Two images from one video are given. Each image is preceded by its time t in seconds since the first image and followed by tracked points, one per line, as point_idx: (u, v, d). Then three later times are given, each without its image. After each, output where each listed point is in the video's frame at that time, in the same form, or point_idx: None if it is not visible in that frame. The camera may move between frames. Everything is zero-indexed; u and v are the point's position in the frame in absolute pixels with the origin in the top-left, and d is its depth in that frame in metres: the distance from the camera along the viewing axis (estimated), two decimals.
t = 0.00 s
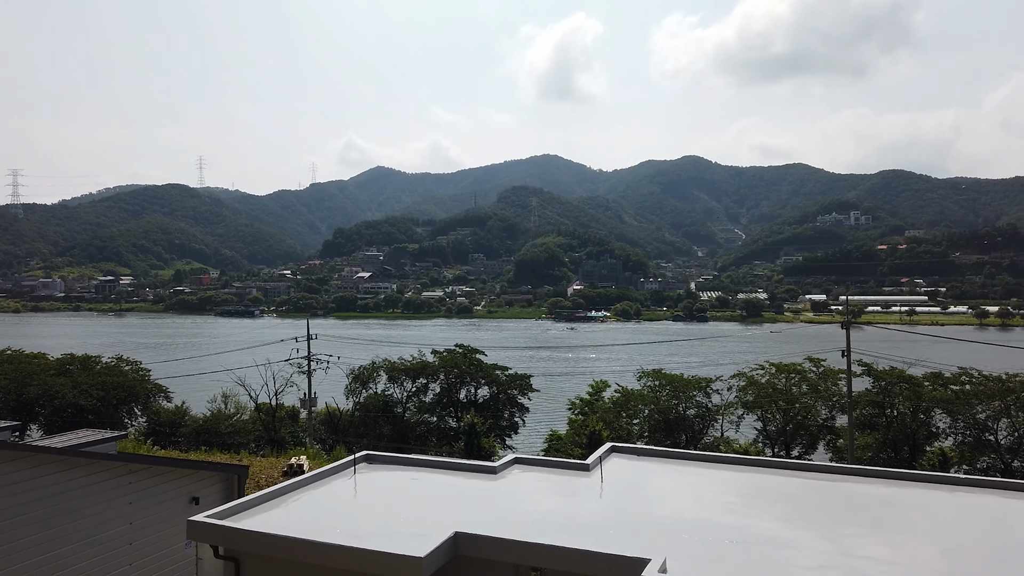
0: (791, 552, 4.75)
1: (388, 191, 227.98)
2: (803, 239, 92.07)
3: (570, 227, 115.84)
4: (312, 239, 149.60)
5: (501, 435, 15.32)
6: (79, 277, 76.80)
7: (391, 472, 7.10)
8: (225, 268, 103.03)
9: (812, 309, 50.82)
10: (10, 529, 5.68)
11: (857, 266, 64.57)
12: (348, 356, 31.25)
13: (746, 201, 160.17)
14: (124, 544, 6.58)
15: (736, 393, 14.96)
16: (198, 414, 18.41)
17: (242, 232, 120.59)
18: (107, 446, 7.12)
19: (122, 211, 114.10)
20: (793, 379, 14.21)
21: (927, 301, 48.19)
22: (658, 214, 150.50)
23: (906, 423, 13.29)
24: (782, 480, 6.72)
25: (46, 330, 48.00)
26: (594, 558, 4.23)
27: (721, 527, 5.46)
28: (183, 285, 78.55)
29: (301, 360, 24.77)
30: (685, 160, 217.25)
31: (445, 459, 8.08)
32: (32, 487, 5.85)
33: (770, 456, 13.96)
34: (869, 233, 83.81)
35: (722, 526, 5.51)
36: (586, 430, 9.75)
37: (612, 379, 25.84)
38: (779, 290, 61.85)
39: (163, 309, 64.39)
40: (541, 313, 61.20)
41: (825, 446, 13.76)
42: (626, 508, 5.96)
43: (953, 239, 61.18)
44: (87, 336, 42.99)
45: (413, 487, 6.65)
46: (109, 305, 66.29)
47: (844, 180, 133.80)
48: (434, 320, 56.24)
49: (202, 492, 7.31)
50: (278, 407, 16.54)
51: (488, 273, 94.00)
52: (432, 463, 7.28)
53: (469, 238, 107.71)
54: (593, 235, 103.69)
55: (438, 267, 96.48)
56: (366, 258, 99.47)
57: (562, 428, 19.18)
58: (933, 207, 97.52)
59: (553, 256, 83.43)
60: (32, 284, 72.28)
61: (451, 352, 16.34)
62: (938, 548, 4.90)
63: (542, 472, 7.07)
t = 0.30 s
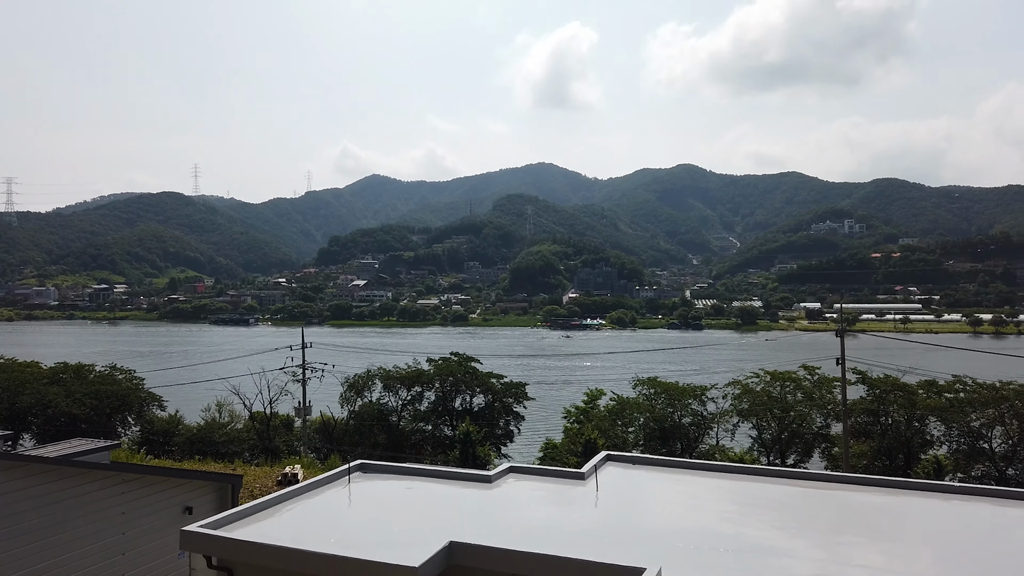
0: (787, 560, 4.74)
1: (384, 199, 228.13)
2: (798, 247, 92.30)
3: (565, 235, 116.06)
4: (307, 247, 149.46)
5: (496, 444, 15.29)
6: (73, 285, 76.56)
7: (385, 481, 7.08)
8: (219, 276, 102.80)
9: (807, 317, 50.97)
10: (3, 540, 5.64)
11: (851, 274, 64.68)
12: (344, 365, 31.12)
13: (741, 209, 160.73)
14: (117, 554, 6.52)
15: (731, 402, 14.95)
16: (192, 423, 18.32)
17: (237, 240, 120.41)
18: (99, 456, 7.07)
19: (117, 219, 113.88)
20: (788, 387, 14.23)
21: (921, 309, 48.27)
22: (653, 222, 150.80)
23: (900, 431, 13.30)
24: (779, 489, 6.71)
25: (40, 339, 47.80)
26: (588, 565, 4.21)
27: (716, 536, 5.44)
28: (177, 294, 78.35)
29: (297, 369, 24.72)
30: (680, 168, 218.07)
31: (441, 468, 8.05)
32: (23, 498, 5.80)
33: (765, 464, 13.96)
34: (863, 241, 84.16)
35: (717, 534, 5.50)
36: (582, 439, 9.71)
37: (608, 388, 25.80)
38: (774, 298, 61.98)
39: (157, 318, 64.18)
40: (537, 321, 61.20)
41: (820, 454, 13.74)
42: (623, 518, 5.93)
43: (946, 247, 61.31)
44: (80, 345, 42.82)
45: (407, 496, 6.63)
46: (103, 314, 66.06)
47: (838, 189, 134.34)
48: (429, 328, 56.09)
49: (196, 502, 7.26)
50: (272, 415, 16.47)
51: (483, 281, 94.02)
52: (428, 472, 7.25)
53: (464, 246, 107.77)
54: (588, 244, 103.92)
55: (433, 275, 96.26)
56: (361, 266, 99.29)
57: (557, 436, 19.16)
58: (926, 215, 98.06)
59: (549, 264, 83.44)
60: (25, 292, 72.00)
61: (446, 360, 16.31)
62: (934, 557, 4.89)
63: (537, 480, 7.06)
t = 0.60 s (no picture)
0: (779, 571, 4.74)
1: (377, 208, 228.10)
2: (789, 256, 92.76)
3: (558, 244, 116.30)
4: (300, 257, 149.12)
5: (489, 453, 15.24)
6: (64, 295, 76.14)
7: (377, 492, 7.05)
8: (212, 285, 102.38)
9: (799, 326, 51.14)
10: None
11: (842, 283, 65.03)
12: (336, 374, 31.04)
13: (733, 218, 161.51)
14: (106, 566, 6.44)
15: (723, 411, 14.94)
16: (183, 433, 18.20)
17: (229, 249, 120.03)
18: (89, 467, 7.01)
19: (108, 229, 113.38)
20: (780, 397, 14.23)
21: (912, 318, 48.55)
22: (646, 232, 151.35)
23: (892, 440, 13.30)
24: (771, 499, 6.70)
25: (29, 349, 47.44)
26: None
27: (709, 546, 5.44)
28: (169, 303, 77.99)
29: (288, 378, 24.66)
30: (672, 178, 219.12)
31: (433, 478, 8.02)
32: (12, 511, 5.75)
33: (758, 474, 13.96)
34: (854, 250, 84.63)
35: (709, 544, 5.48)
36: (575, 448, 9.70)
37: (600, 397, 25.76)
38: (766, 307, 62.19)
39: (148, 327, 63.82)
40: (529, 330, 61.16)
41: (813, 463, 13.74)
42: (615, 528, 5.90)
43: (937, 257, 61.82)
44: (69, 355, 42.50)
45: (399, 507, 6.60)
46: (94, 324, 65.67)
47: (829, 199, 135.30)
48: (421, 338, 56.04)
49: (186, 514, 7.20)
50: (264, 426, 16.36)
51: (476, 291, 94.00)
52: (420, 483, 7.23)
53: (457, 255, 107.75)
54: (581, 253, 104.15)
55: (426, 284, 96.20)
56: (354, 275, 99.21)
57: (550, 446, 19.12)
58: (916, 224, 98.76)
59: (541, 274, 83.55)
60: (15, 302, 71.52)
61: (439, 370, 16.26)
62: (923, 566, 4.90)
63: (529, 491, 7.03)
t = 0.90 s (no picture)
0: None
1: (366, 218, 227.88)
2: (776, 266, 93.53)
3: (546, 255, 116.50)
4: (287, 268, 148.55)
5: (477, 465, 15.18)
6: (47, 306, 75.28)
7: (364, 505, 7.00)
8: (198, 296, 101.71)
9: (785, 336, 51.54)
10: None
11: (828, 293, 65.45)
12: (323, 386, 30.84)
13: (720, 228, 162.69)
14: None
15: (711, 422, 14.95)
16: (169, 446, 18.03)
17: (216, 260, 119.36)
18: (69, 481, 6.88)
19: (93, 239, 112.36)
20: (767, 408, 14.26)
21: (897, 328, 48.93)
22: (634, 243, 151.95)
23: (878, 450, 13.33)
24: (759, 509, 6.70)
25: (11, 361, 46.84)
26: None
27: (696, 557, 5.43)
28: (154, 314, 77.34)
29: (275, 390, 24.49)
30: (660, 189, 220.46)
31: (420, 490, 7.97)
32: None
33: (746, 484, 13.95)
34: (840, 261, 85.38)
35: (697, 555, 5.48)
36: (563, 460, 9.66)
37: (589, 408, 25.73)
38: (753, 317, 62.52)
39: (133, 339, 63.24)
40: (518, 341, 61.09)
41: (800, 474, 13.75)
42: (603, 540, 5.87)
43: (920, 267, 62.48)
44: (51, 368, 41.94)
45: (385, 520, 6.54)
46: (77, 336, 64.97)
47: (815, 210, 136.48)
48: (409, 349, 55.86)
49: (170, 528, 7.08)
50: (249, 438, 16.20)
51: (464, 301, 93.90)
52: (408, 495, 7.18)
53: (445, 266, 107.68)
54: (569, 263, 104.40)
55: (414, 295, 95.98)
56: (342, 286, 98.79)
57: (539, 457, 19.07)
58: (900, 235, 99.88)
59: (530, 284, 83.54)
60: None
61: (427, 381, 16.19)
62: None
63: (516, 502, 7.02)
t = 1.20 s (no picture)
0: None
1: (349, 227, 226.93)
2: (755, 276, 94.41)
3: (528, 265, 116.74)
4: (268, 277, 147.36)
5: (459, 475, 15.10)
6: (22, 317, 73.96)
7: (344, 517, 6.94)
8: (177, 306, 100.41)
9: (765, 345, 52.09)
10: None
11: (807, 302, 66.10)
12: (303, 397, 30.54)
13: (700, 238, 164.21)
14: None
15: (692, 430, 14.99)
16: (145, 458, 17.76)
17: (196, 270, 118.04)
18: (43, 494, 6.75)
19: (71, 249, 110.67)
20: (747, 416, 14.34)
21: (874, 337, 49.52)
22: (615, 253, 152.60)
23: (857, 458, 13.44)
24: (737, 517, 6.74)
25: None
26: None
27: (677, 566, 5.43)
28: (132, 325, 76.28)
29: (254, 401, 24.26)
30: (641, 199, 222.34)
31: (401, 501, 7.90)
32: None
33: (726, 493, 14.01)
34: (818, 271, 86.41)
35: (678, 564, 5.48)
36: (545, 469, 9.62)
37: (570, 418, 25.69)
38: (733, 326, 62.98)
39: (109, 350, 62.35)
40: (499, 351, 60.96)
41: (780, 482, 13.82)
42: (585, 550, 5.86)
43: (897, 277, 63.41)
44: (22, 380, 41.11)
45: (365, 531, 6.48)
46: (52, 347, 63.83)
47: (793, 221, 138.23)
48: (390, 359, 55.59)
49: (146, 542, 6.95)
50: (228, 449, 16.00)
51: (446, 311, 93.75)
52: (388, 506, 7.12)
53: (427, 276, 107.41)
54: (550, 273, 104.71)
55: (396, 305, 95.47)
56: (322, 296, 97.98)
57: (520, 467, 19.02)
58: (876, 245, 101.35)
59: (512, 294, 83.43)
60: None
61: (408, 391, 16.09)
62: None
63: (497, 513, 6.99)
